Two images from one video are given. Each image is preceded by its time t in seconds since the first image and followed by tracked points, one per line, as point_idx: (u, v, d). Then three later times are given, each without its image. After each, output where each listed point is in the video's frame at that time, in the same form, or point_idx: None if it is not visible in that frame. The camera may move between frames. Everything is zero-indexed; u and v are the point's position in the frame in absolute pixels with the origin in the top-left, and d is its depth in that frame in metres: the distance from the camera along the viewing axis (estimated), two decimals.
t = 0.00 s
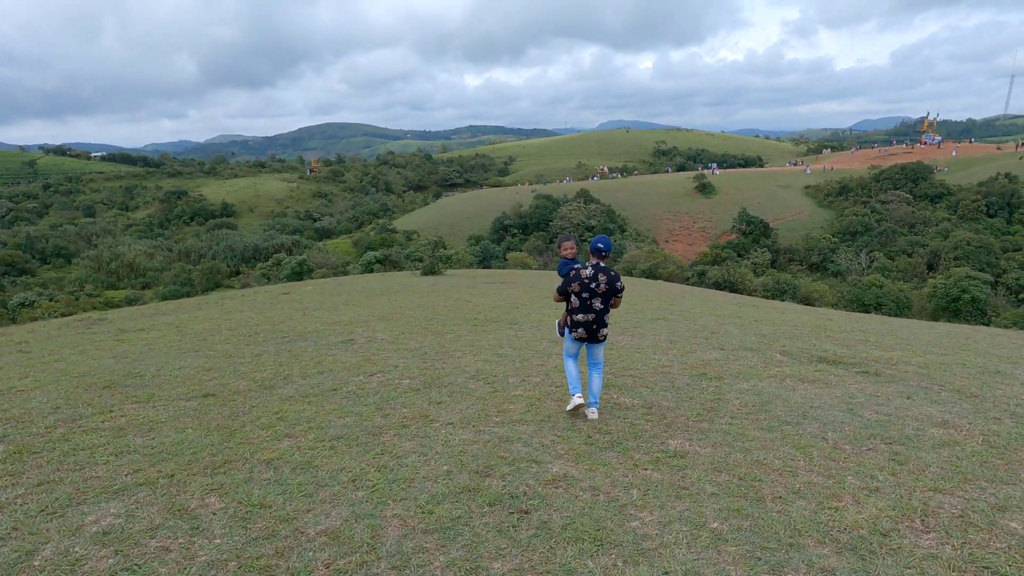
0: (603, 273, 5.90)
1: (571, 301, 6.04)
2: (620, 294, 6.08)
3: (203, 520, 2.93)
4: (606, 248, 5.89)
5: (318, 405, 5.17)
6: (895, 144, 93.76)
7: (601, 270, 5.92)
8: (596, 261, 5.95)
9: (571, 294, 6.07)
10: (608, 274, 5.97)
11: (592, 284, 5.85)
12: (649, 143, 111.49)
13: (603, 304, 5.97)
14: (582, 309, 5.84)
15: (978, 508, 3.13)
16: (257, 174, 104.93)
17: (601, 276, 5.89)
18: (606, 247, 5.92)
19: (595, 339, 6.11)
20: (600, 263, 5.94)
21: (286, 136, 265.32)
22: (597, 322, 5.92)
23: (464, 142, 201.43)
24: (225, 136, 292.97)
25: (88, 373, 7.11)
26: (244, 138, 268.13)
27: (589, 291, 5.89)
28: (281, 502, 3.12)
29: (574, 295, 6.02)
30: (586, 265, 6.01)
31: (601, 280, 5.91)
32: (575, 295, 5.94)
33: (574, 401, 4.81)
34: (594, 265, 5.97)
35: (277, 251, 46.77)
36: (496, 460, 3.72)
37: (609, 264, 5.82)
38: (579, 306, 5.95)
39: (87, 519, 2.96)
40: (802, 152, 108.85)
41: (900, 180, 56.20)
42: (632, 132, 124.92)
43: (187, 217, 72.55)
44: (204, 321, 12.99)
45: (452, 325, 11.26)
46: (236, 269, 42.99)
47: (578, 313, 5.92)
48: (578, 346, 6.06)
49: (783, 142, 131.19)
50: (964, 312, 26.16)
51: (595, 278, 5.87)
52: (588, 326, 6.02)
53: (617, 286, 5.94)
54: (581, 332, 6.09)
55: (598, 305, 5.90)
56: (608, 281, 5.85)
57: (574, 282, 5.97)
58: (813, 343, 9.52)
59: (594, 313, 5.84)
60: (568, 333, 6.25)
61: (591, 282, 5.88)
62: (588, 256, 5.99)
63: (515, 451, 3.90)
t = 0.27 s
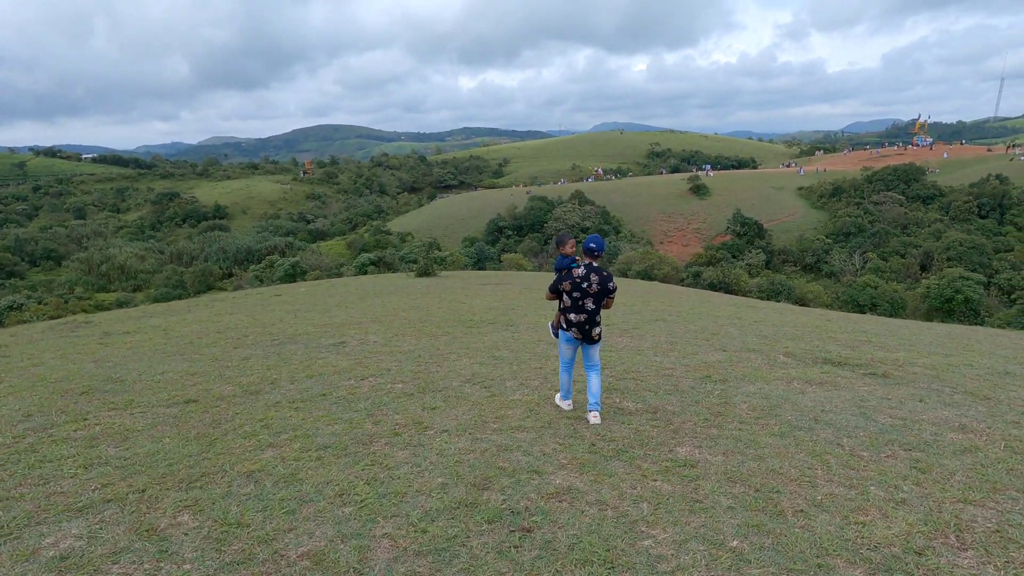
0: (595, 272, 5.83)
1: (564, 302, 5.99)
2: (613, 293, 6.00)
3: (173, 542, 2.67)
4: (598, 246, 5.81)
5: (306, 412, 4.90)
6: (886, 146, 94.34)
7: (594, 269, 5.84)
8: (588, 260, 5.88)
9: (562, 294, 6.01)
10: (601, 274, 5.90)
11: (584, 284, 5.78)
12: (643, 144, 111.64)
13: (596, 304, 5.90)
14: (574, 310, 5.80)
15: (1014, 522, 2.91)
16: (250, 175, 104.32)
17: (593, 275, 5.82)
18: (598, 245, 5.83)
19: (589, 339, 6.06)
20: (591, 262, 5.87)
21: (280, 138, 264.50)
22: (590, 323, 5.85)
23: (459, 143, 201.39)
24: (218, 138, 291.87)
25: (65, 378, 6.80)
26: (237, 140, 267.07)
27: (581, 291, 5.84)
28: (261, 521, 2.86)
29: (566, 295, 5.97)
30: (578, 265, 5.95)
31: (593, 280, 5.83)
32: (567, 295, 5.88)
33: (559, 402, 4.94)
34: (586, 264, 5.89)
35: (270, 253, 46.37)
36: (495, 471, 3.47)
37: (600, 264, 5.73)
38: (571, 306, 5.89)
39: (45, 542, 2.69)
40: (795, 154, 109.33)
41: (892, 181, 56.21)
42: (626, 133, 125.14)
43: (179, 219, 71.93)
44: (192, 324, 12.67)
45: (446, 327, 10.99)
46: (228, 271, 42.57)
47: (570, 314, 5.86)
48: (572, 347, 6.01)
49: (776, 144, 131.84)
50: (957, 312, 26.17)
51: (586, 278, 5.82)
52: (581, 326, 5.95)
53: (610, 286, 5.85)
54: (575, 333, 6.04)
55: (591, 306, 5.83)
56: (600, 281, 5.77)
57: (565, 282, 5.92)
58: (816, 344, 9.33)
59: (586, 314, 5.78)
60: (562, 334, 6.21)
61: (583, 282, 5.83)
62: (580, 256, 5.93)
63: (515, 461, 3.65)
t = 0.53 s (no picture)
0: (590, 278, 5.72)
1: (557, 308, 5.85)
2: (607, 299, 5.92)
3: None
4: (593, 252, 5.71)
5: (295, 425, 4.64)
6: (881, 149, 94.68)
7: (588, 276, 5.73)
8: (582, 266, 5.76)
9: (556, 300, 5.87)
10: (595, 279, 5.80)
11: (579, 291, 5.67)
12: (639, 148, 111.79)
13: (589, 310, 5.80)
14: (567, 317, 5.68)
15: None
16: (245, 178, 103.83)
17: (588, 281, 5.71)
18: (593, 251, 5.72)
19: (581, 346, 5.98)
20: (586, 269, 5.76)
21: (276, 141, 264.21)
22: (584, 330, 5.77)
23: (455, 147, 201.59)
24: (214, 141, 291.51)
25: (44, 387, 6.52)
26: (233, 143, 266.72)
27: (575, 297, 5.73)
28: (242, 552, 2.61)
29: (559, 301, 5.85)
30: (572, 271, 5.83)
31: (587, 286, 5.73)
32: (560, 302, 5.76)
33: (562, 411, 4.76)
34: (581, 270, 5.77)
35: (266, 256, 46.00)
36: (495, 492, 3.23)
37: (595, 270, 5.63)
38: (564, 313, 5.77)
39: None
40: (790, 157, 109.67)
41: (887, 185, 56.19)
42: (622, 137, 125.36)
43: (174, 222, 71.49)
44: (182, 329, 12.36)
45: (443, 332, 10.73)
46: (223, 274, 42.18)
47: (564, 320, 5.74)
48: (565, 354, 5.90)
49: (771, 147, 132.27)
50: (954, 315, 26.10)
51: (581, 285, 5.71)
52: (575, 332, 5.85)
53: (604, 292, 5.76)
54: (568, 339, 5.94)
55: (584, 313, 5.74)
56: (595, 287, 5.68)
57: (559, 288, 5.80)
58: (822, 349, 9.11)
59: (580, 321, 5.69)
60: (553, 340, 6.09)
61: (577, 289, 5.72)
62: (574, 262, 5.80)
63: (517, 480, 3.40)
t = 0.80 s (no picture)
0: (593, 272, 5.43)
1: (559, 304, 5.48)
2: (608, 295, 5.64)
3: None
4: (596, 245, 5.43)
5: (284, 435, 4.35)
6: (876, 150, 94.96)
7: (591, 270, 5.44)
8: (585, 260, 5.46)
9: (558, 295, 5.51)
10: (597, 274, 5.51)
11: (581, 285, 5.36)
12: (635, 149, 111.85)
13: (591, 307, 5.49)
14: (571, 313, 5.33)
15: None
16: (241, 180, 103.41)
17: (591, 275, 5.42)
18: (596, 244, 5.45)
19: (580, 346, 5.64)
20: (589, 262, 5.46)
21: (272, 142, 263.63)
22: (586, 326, 5.45)
23: (451, 148, 201.62)
24: (210, 143, 291.20)
25: (21, 394, 6.21)
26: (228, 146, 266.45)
27: (578, 292, 5.41)
28: None
29: (560, 297, 5.50)
30: (573, 265, 5.51)
31: (590, 281, 5.43)
32: (562, 297, 5.41)
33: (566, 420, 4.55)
34: (584, 264, 5.46)
35: (261, 258, 45.65)
36: (498, 514, 2.94)
37: (599, 263, 5.36)
38: (567, 308, 5.42)
39: None
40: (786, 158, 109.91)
41: (883, 186, 56.19)
42: (618, 138, 125.34)
43: (169, 224, 71.01)
44: (172, 332, 12.03)
45: (441, 334, 10.44)
46: (218, 276, 41.81)
47: (566, 317, 5.38)
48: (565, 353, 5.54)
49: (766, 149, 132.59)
50: (951, 316, 26.01)
51: (584, 279, 5.40)
52: (576, 330, 5.51)
53: (606, 286, 5.48)
54: (568, 338, 5.59)
55: (587, 308, 5.42)
56: (598, 282, 5.38)
57: (560, 282, 5.46)
58: (830, 352, 8.86)
59: (582, 318, 5.36)
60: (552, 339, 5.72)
61: (580, 283, 5.41)
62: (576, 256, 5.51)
63: (523, 498, 3.12)
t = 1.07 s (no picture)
0: (594, 280, 5.35)
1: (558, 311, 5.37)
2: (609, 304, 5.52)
3: None
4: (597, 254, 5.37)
5: (274, 452, 4.12)
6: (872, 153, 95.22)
7: (591, 278, 5.37)
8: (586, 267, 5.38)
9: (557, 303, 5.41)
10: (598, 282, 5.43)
11: (583, 292, 5.27)
12: (632, 152, 111.86)
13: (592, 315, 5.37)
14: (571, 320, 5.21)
15: None
16: (237, 182, 102.92)
17: (591, 283, 5.34)
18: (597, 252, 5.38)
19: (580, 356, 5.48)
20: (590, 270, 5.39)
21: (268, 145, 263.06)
22: (587, 334, 5.31)
23: (448, 151, 201.35)
24: (206, 147, 290.54)
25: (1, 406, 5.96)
26: (224, 148, 265.71)
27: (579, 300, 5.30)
28: None
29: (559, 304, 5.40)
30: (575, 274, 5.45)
31: (592, 288, 5.33)
32: (563, 304, 5.30)
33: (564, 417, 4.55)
34: (585, 272, 5.38)
35: (257, 261, 45.31)
36: (504, 544, 2.72)
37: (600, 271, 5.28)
38: (568, 316, 5.29)
39: None
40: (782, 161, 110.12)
41: (879, 189, 56.22)
42: (615, 141, 125.38)
43: (164, 227, 70.55)
44: (163, 338, 11.77)
45: (439, 341, 10.22)
46: (213, 279, 41.45)
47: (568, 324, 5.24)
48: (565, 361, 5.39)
49: (762, 152, 132.81)
50: (949, 319, 25.90)
51: (585, 287, 5.32)
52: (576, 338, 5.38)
53: (607, 295, 5.38)
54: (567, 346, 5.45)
55: (588, 316, 5.30)
56: (598, 290, 5.30)
57: (561, 290, 5.36)
58: (837, 358, 8.68)
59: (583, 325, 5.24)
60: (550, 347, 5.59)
61: (581, 291, 5.32)
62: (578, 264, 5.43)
63: (530, 524, 2.91)
